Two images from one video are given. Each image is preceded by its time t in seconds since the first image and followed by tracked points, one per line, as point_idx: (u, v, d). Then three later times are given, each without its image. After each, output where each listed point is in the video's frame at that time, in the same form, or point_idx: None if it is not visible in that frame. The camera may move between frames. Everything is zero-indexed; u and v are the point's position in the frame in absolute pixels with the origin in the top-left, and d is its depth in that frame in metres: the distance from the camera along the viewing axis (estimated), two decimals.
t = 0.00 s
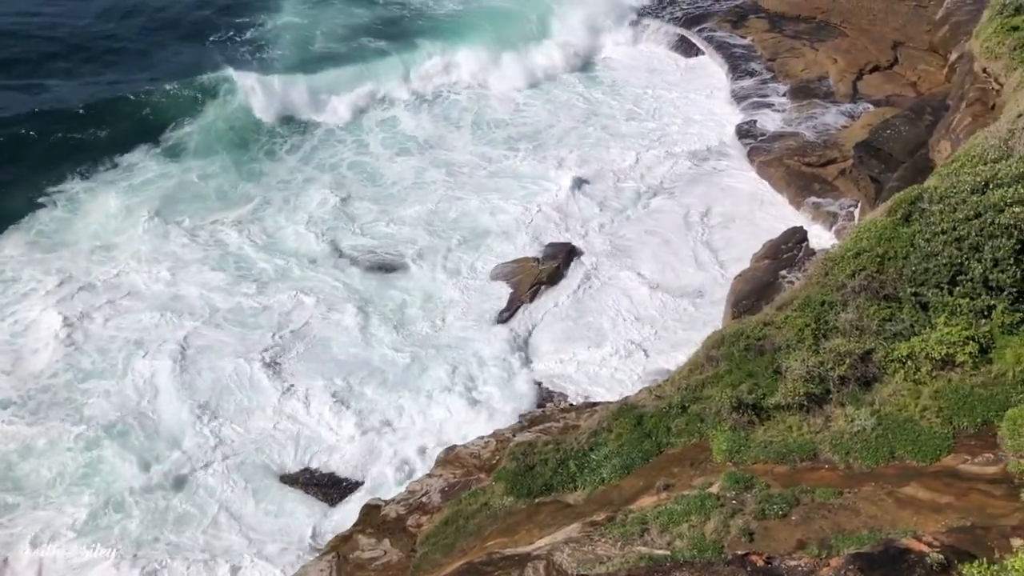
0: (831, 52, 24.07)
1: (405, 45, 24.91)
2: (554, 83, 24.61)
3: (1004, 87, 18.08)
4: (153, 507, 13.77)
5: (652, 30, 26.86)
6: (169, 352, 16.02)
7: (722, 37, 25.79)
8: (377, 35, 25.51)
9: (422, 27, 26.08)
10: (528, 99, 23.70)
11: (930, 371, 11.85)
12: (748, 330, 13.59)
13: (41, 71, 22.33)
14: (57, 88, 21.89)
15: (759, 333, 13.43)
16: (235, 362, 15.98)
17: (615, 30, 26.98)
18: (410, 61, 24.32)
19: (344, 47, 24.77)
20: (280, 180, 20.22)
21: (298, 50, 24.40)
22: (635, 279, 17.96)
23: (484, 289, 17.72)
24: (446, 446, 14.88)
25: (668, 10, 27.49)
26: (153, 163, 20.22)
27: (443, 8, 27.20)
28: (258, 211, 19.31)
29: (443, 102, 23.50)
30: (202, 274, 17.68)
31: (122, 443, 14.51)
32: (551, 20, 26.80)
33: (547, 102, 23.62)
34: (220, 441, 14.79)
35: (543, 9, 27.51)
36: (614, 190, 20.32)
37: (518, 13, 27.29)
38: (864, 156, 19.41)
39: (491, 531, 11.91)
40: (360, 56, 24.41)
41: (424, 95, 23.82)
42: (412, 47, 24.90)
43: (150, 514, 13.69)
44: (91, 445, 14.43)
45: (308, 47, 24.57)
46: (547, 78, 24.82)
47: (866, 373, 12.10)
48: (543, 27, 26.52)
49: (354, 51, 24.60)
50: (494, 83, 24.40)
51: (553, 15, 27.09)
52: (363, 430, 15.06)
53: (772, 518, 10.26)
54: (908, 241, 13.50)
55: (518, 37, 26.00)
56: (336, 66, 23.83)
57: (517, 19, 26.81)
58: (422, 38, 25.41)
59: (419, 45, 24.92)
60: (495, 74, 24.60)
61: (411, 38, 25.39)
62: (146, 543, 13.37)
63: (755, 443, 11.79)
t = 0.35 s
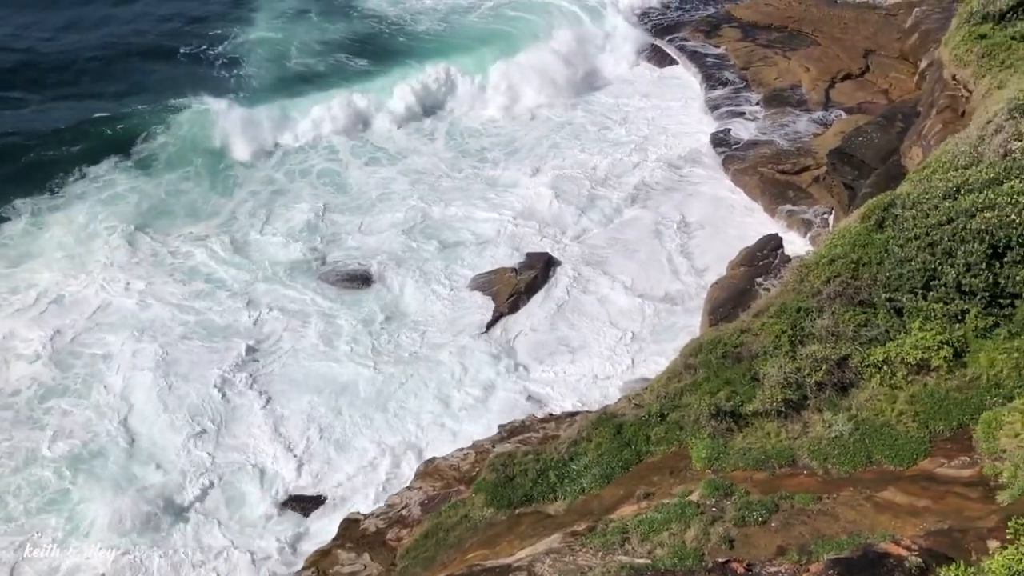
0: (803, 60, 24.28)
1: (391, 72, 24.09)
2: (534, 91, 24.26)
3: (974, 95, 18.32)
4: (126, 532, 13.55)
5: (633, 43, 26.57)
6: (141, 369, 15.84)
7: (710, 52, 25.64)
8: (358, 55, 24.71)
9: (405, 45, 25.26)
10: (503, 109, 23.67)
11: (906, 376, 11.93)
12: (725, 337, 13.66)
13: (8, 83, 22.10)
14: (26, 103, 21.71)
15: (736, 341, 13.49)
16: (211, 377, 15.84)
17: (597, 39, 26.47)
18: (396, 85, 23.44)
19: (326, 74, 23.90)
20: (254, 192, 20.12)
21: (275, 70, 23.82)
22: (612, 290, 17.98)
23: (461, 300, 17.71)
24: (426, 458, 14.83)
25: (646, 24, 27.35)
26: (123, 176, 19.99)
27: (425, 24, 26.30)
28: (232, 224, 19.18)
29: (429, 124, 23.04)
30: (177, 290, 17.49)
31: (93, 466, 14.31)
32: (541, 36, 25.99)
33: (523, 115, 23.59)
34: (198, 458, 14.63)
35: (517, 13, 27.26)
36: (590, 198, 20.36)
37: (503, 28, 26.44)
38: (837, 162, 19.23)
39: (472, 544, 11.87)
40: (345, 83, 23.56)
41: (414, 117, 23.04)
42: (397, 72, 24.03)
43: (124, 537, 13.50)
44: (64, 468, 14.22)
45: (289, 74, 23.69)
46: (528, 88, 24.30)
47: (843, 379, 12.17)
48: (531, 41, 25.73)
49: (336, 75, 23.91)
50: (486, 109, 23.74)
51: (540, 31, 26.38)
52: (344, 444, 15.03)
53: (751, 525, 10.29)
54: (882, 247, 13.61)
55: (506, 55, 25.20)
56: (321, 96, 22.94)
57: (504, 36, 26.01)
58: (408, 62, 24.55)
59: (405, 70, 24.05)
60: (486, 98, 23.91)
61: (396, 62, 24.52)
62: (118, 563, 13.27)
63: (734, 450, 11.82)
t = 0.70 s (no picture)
0: (778, 70, 24.47)
1: (373, 90, 23.71)
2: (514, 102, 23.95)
3: (946, 103, 18.54)
4: (103, 547, 13.44)
5: (613, 53, 26.45)
6: (116, 384, 15.70)
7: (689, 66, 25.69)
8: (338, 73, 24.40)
9: (384, 61, 24.94)
10: (483, 119, 23.47)
11: (883, 382, 12.01)
12: (705, 346, 13.73)
13: None
14: None
15: (716, 349, 13.57)
16: (189, 391, 15.76)
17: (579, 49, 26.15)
18: (378, 103, 23.04)
19: (307, 93, 23.53)
20: (232, 204, 20.03)
21: (251, 84, 23.58)
22: (592, 300, 18.05)
23: (441, 311, 17.71)
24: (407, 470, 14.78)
25: (625, 37, 27.33)
26: (96, 190, 19.79)
27: (404, 40, 26.03)
28: (209, 238, 19.05)
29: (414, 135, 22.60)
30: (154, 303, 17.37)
31: (67, 484, 14.19)
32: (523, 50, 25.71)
33: (503, 124, 23.47)
34: (175, 473, 14.52)
35: (495, 23, 27.20)
36: (567, 209, 20.44)
37: (484, 42, 26.18)
38: (813, 171, 19.59)
39: (454, 556, 11.83)
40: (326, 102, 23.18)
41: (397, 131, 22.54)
42: (379, 90, 23.65)
43: (101, 553, 13.38)
44: (38, 487, 14.11)
45: (269, 94, 23.31)
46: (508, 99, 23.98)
47: (821, 386, 12.24)
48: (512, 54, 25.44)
49: (315, 91, 23.61)
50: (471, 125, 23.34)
51: (522, 45, 26.12)
52: (324, 457, 14.99)
53: (733, 533, 10.31)
54: (859, 255, 13.72)
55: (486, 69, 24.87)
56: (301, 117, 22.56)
57: (485, 50, 25.73)
58: (389, 78, 24.18)
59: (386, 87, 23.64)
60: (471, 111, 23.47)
61: (377, 80, 24.15)
62: None
63: (715, 458, 11.87)
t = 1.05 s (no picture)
0: (755, 83, 24.67)
1: (355, 108, 23.60)
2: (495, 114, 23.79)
3: (920, 115, 18.74)
4: (78, 567, 13.32)
5: (592, 61, 26.48)
6: (89, 402, 15.54)
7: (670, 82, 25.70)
8: (318, 91, 24.22)
9: (365, 78, 24.79)
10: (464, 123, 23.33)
11: (862, 392, 12.10)
12: (685, 357, 13.78)
13: None
14: None
15: (696, 360, 13.62)
16: (167, 408, 15.64)
17: (561, 64, 26.06)
18: (359, 121, 23.01)
19: (287, 113, 23.30)
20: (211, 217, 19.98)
21: (230, 101, 23.48)
22: (572, 313, 18.09)
23: (420, 324, 17.68)
24: (389, 485, 14.73)
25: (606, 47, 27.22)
26: (70, 205, 19.62)
27: (383, 56, 26.00)
28: (186, 252, 18.96)
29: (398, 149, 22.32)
30: (130, 318, 17.21)
31: (43, 503, 14.06)
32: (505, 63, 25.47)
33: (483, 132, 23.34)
34: (151, 491, 14.39)
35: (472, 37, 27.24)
36: (547, 222, 20.51)
37: (466, 59, 26.01)
38: (790, 182, 19.64)
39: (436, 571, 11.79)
40: (307, 123, 22.94)
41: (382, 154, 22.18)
42: (361, 111, 23.45)
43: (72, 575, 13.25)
44: (8, 508, 13.95)
45: (249, 114, 23.04)
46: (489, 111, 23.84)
47: (801, 396, 12.31)
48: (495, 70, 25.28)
49: (297, 109, 23.46)
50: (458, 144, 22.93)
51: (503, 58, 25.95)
52: (304, 470, 14.95)
53: (715, 544, 10.32)
54: (837, 266, 13.82)
55: (469, 87, 24.71)
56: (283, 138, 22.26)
57: (467, 66, 25.53)
58: (371, 98, 23.97)
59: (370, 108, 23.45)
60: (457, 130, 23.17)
61: (359, 99, 23.92)
62: None
63: (696, 469, 11.89)
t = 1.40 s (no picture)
0: (734, 97, 24.90)
1: (337, 126, 23.62)
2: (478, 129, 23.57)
3: (896, 130, 18.93)
4: None
5: (570, 75, 26.64)
6: (62, 421, 15.39)
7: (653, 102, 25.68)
8: (301, 111, 24.12)
9: (348, 99, 24.67)
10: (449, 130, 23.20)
11: (842, 405, 12.17)
12: (667, 371, 13.83)
13: None
14: None
15: (678, 374, 13.68)
16: (143, 424, 15.50)
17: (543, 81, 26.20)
18: (342, 139, 23.06)
19: (269, 133, 23.19)
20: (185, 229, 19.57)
21: (209, 119, 23.37)
22: (554, 326, 18.14)
23: (401, 339, 17.63)
24: (371, 502, 14.65)
25: (586, 63, 27.34)
26: (47, 222, 19.49)
27: (363, 72, 26.05)
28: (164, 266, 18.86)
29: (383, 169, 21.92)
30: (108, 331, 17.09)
31: (17, 521, 13.94)
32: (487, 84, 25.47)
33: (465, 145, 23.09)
34: (126, 510, 14.25)
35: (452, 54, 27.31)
36: (528, 239, 20.60)
37: (449, 78, 25.85)
38: (769, 198, 19.68)
39: None
40: (292, 146, 22.76)
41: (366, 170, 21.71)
42: (347, 134, 23.26)
43: None
44: None
45: (230, 134, 22.88)
46: (476, 125, 23.46)
47: (781, 410, 12.37)
48: (480, 91, 25.14)
49: (279, 129, 23.37)
50: (447, 166, 22.59)
51: (488, 81, 25.85)
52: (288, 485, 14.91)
53: (698, 558, 10.32)
54: (816, 279, 13.92)
55: (455, 107, 24.47)
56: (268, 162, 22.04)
57: (448, 83, 25.54)
58: (355, 121, 23.81)
59: (356, 132, 23.27)
60: (440, 148, 22.83)
61: (343, 122, 23.74)
62: None
63: (678, 483, 11.91)
